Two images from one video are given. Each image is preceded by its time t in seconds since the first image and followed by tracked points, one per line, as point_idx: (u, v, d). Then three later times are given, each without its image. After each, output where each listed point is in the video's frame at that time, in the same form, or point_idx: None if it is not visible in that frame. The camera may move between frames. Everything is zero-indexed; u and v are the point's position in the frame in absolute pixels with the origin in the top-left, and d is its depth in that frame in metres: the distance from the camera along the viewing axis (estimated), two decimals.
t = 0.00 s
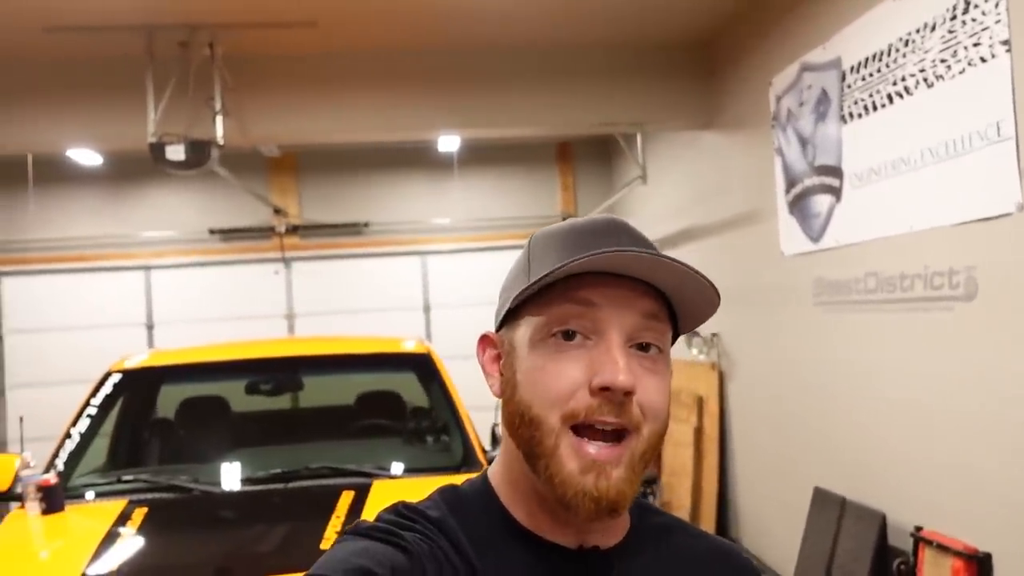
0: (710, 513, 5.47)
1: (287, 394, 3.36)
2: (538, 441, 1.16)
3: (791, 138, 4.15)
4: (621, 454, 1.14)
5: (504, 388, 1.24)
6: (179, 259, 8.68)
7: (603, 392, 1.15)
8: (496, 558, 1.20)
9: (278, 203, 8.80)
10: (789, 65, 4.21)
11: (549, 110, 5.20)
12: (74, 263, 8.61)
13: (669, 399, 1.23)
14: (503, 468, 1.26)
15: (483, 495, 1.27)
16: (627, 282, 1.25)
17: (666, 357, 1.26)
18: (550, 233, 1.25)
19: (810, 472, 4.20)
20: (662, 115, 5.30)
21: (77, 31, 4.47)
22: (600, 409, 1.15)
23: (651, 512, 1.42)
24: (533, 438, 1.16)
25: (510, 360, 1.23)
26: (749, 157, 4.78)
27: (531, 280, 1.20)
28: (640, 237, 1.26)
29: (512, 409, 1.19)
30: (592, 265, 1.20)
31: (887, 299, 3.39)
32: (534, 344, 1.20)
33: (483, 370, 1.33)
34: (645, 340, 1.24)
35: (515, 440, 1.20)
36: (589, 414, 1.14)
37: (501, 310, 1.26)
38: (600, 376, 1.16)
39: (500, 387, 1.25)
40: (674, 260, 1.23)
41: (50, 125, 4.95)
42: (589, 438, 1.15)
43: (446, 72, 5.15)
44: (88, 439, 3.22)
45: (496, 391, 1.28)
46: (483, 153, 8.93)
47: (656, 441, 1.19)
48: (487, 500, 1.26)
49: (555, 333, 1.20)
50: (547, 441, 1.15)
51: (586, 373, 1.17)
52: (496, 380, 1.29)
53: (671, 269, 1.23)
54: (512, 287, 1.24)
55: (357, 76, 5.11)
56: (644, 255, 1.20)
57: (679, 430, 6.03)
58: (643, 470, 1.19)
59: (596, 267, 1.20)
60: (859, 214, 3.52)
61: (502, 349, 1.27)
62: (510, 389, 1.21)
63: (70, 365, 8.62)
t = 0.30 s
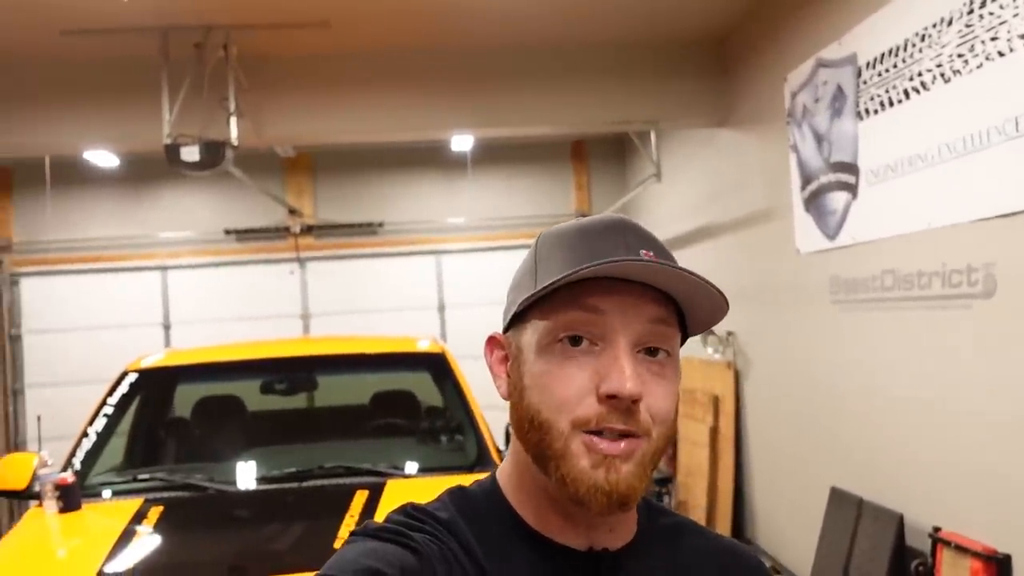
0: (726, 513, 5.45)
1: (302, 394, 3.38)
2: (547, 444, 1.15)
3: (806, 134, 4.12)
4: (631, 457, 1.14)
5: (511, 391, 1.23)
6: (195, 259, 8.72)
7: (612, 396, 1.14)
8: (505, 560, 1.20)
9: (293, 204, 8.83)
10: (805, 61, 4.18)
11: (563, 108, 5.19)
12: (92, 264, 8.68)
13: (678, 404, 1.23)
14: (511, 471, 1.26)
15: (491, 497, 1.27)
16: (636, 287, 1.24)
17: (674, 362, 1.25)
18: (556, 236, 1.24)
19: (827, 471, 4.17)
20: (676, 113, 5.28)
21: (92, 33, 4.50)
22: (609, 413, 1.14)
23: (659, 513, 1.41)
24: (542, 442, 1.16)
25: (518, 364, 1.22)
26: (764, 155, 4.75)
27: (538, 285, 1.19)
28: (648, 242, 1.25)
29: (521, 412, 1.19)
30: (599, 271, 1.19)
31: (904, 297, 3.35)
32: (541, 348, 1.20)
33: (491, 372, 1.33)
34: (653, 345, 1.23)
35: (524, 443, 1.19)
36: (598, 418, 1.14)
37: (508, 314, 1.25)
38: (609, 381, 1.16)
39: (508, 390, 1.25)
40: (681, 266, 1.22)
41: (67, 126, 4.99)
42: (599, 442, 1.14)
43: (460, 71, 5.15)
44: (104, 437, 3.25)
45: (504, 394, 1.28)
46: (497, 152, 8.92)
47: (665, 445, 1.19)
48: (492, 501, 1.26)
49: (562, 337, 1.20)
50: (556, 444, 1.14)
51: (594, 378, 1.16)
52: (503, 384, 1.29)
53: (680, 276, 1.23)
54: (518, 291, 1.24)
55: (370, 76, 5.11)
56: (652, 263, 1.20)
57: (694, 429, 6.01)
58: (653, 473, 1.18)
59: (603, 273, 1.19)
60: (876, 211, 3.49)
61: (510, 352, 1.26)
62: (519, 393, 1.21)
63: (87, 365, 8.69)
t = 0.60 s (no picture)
0: (738, 513, 5.43)
1: (313, 393, 3.38)
2: (558, 443, 1.14)
3: (819, 133, 4.09)
4: (643, 453, 1.13)
5: (522, 392, 1.23)
6: (206, 259, 8.75)
7: (623, 392, 1.14)
8: (516, 560, 1.19)
9: (304, 203, 8.85)
10: (817, 60, 4.15)
11: (574, 107, 5.18)
12: (104, 263, 8.71)
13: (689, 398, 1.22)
14: (521, 471, 1.25)
15: (501, 498, 1.26)
16: (644, 283, 1.23)
17: (684, 357, 1.25)
18: (563, 236, 1.24)
19: (840, 472, 4.15)
20: (688, 112, 5.26)
21: (104, 33, 4.52)
22: (621, 410, 1.13)
23: (668, 513, 1.40)
24: (553, 440, 1.15)
25: (528, 364, 1.21)
26: (777, 154, 4.73)
27: (548, 284, 1.18)
28: (655, 237, 1.24)
29: (532, 412, 1.18)
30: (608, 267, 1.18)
31: (918, 296, 3.33)
32: (551, 347, 1.19)
33: (500, 374, 1.32)
34: (662, 340, 1.23)
35: (535, 443, 1.18)
36: (609, 414, 1.13)
37: (516, 315, 1.25)
38: (620, 377, 1.15)
39: (519, 391, 1.24)
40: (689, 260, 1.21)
41: (79, 127, 5.01)
42: (610, 439, 1.14)
43: (471, 70, 5.14)
44: (116, 437, 3.26)
45: (514, 394, 1.27)
46: (508, 151, 8.91)
47: (677, 440, 1.18)
48: (502, 503, 1.26)
49: (572, 335, 1.19)
50: (568, 441, 1.14)
51: (605, 374, 1.16)
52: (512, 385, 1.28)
53: (688, 270, 1.22)
54: (526, 291, 1.23)
55: (381, 75, 5.11)
56: (661, 257, 1.19)
57: (705, 429, 5.99)
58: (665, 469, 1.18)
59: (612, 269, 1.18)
60: (890, 210, 3.46)
61: (519, 353, 1.25)
62: (529, 393, 1.20)
63: (98, 364, 8.72)
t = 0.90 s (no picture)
0: (745, 515, 5.41)
1: (320, 393, 3.39)
2: (559, 456, 1.14)
3: (828, 134, 4.08)
4: (642, 468, 1.12)
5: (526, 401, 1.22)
6: (214, 258, 8.76)
7: (622, 406, 1.13)
8: (527, 568, 1.19)
9: (312, 202, 8.86)
10: (826, 60, 4.14)
11: (582, 107, 5.17)
12: (113, 262, 8.73)
13: (692, 408, 1.21)
14: (530, 479, 1.25)
15: (513, 505, 1.26)
16: (646, 294, 1.22)
17: (688, 366, 1.23)
18: (565, 245, 1.23)
19: (847, 474, 4.13)
20: (696, 112, 5.25)
21: (112, 33, 4.52)
22: (620, 423, 1.13)
23: (682, 521, 1.39)
24: (555, 453, 1.15)
25: (531, 375, 1.21)
26: (785, 154, 4.71)
27: (547, 297, 1.18)
28: (656, 246, 1.23)
29: (534, 423, 1.18)
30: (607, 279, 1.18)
31: (927, 298, 3.31)
32: (552, 359, 1.19)
33: (508, 382, 1.32)
34: (665, 350, 1.22)
35: (539, 453, 1.18)
36: (609, 428, 1.13)
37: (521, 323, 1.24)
38: (619, 391, 1.14)
39: (524, 401, 1.24)
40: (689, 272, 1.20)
41: (87, 126, 5.02)
42: (610, 452, 1.13)
43: (478, 70, 5.14)
44: (123, 437, 3.27)
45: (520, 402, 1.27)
46: (515, 150, 8.91)
47: (680, 452, 1.17)
48: (514, 510, 1.25)
49: (573, 346, 1.19)
50: (568, 455, 1.13)
51: (605, 387, 1.15)
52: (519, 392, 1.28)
53: (690, 281, 1.21)
54: (529, 301, 1.23)
55: (388, 74, 5.11)
56: (659, 269, 1.18)
57: (713, 430, 5.98)
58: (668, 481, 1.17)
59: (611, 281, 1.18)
60: (899, 212, 3.44)
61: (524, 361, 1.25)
62: (532, 404, 1.20)
63: (105, 362, 8.74)
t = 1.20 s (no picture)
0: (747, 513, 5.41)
1: (322, 392, 3.38)
2: (589, 467, 1.13)
3: (830, 131, 4.07)
4: (673, 474, 1.12)
5: (544, 411, 1.21)
6: (215, 257, 8.76)
7: (649, 416, 1.13)
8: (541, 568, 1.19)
9: (313, 200, 8.86)
10: (828, 58, 4.13)
11: (583, 105, 5.16)
12: (113, 261, 8.73)
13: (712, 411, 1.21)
14: (545, 483, 1.24)
15: (527, 505, 1.26)
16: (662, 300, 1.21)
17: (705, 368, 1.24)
18: (574, 252, 1.21)
19: (850, 472, 4.13)
20: (697, 110, 5.24)
21: (113, 31, 4.52)
22: (649, 432, 1.12)
23: (695, 522, 1.37)
24: (583, 463, 1.14)
25: (550, 385, 1.20)
26: (787, 151, 4.70)
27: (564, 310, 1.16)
28: (666, 250, 1.22)
29: (558, 434, 1.17)
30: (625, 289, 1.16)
31: (930, 296, 3.30)
32: (572, 370, 1.18)
33: (518, 388, 1.31)
34: (682, 353, 1.22)
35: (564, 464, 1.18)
36: (638, 437, 1.12)
37: (532, 332, 1.23)
38: (645, 400, 1.14)
39: (540, 410, 1.23)
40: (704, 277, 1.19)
41: (88, 125, 5.02)
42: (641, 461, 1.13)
43: (480, 68, 5.13)
44: (125, 436, 3.27)
45: (534, 411, 1.26)
46: (516, 148, 8.90)
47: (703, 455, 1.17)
48: (528, 510, 1.25)
49: (592, 356, 1.18)
50: (598, 466, 1.13)
51: (630, 397, 1.14)
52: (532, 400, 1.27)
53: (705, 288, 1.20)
54: (542, 311, 1.21)
55: (389, 72, 5.10)
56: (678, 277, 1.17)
57: (715, 428, 5.97)
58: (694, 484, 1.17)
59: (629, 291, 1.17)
60: (902, 209, 3.43)
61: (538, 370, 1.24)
62: (553, 415, 1.19)
63: (106, 361, 8.73)
